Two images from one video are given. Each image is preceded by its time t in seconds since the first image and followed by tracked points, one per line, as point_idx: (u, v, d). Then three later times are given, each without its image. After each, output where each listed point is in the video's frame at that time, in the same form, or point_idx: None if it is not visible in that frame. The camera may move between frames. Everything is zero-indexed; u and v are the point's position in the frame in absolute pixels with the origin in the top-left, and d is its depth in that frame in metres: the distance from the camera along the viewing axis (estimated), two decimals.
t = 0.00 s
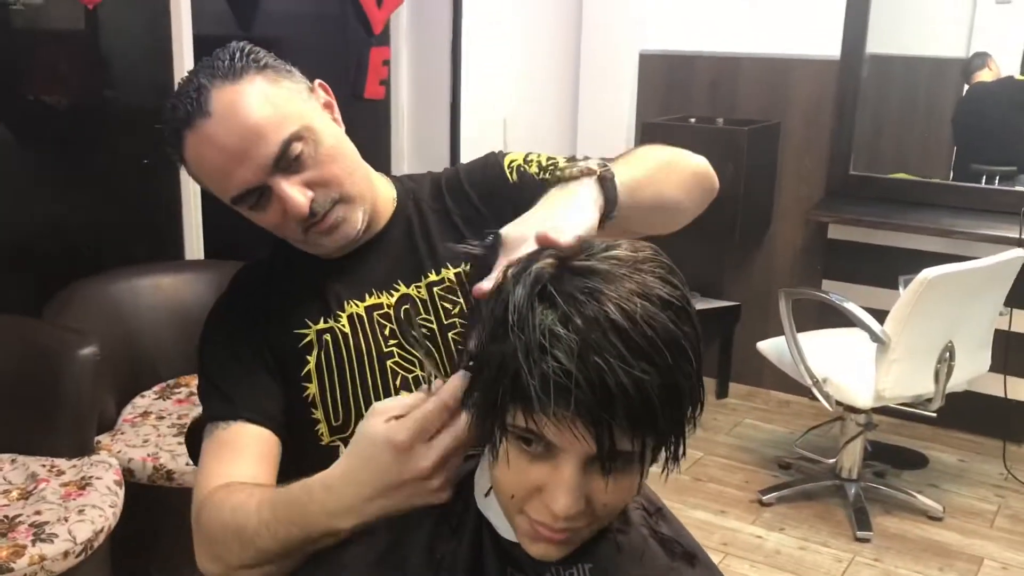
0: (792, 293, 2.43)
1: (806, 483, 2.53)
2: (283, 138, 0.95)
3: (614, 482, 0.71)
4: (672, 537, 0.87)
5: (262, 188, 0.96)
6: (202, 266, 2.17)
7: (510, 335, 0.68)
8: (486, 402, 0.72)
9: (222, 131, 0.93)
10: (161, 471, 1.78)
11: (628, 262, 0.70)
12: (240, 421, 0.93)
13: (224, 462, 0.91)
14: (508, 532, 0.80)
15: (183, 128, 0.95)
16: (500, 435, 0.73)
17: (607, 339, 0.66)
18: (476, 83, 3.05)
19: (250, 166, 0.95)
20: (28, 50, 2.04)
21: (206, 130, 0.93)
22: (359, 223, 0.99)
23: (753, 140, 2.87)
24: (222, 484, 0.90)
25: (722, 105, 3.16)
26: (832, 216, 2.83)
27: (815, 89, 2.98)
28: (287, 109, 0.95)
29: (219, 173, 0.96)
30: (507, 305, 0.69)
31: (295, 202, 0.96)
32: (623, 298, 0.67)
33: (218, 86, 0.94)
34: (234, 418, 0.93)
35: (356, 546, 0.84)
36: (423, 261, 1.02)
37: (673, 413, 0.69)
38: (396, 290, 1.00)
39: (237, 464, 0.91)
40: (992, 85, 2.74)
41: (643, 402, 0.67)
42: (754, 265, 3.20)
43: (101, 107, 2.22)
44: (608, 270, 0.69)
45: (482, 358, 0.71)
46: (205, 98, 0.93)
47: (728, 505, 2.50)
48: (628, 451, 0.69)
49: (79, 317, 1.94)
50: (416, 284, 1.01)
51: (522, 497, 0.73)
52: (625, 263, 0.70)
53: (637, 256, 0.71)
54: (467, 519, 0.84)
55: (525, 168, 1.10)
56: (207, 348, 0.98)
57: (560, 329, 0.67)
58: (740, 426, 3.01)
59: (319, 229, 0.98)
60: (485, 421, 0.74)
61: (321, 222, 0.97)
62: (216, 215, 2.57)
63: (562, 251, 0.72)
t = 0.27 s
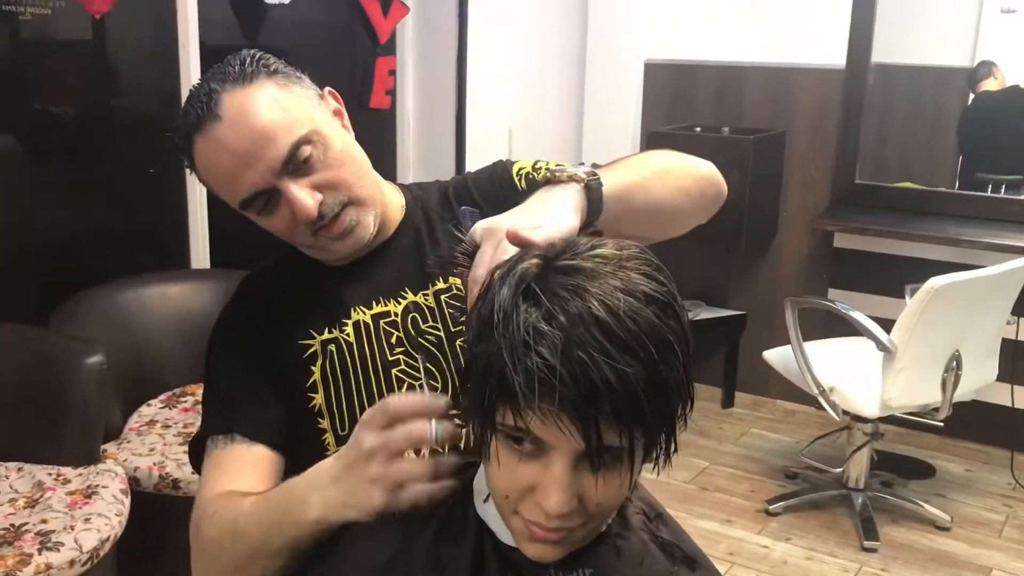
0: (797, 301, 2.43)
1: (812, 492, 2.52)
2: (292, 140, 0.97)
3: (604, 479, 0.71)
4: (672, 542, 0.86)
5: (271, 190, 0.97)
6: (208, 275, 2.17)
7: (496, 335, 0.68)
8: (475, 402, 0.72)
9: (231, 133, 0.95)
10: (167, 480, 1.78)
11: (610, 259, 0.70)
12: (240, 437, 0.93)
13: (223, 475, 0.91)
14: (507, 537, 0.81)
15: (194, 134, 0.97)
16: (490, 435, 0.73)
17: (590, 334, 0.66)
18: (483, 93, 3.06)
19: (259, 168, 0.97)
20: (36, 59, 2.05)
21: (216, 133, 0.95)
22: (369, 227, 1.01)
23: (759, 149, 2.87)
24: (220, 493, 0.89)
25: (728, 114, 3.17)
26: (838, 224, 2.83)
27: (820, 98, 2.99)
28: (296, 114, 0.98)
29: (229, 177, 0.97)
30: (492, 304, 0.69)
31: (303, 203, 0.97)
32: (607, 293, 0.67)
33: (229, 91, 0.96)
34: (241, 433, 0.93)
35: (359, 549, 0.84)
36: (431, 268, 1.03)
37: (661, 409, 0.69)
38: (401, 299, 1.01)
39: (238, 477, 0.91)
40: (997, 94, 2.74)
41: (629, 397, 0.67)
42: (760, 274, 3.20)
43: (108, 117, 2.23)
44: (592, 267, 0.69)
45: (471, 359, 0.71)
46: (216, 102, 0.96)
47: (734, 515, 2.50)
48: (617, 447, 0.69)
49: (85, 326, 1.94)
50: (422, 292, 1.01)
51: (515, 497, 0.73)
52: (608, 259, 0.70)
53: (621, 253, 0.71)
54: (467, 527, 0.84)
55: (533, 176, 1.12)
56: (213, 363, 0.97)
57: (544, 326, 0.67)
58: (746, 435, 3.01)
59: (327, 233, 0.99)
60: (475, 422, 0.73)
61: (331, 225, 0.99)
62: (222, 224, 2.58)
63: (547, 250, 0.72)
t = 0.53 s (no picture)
0: (802, 311, 2.42)
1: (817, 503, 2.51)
2: (301, 149, 0.97)
3: (611, 487, 0.70)
4: (678, 552, 0.86)
5: (279, 198, 0.97)
6: (213, 283, 2.18)
7: (504, 344, 0.68)
8: (482, 410, 0.72)
9: (241, 142, 0.95)
10: (171, 488, 1.78)
11: (618, 268, 0.70)
12: (251, 427, 0.94)
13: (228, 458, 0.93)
14: (512, 546, 0.80)
15: (203, 143, 0.97)
16: (497, 444, 0.73)
17: (598, 343, 0.66)
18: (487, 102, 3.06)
19: (268, 176, 0.96)
20: (42, 67, 2.06)
21: (225, 142, 0.95)
22: (375, 233, 1.02)
23: (764, 159, 2.87)
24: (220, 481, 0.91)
25: (732, 124, 3.17)
26: (843, 234, 2.83)
27: (825, 108, 2.99)
28: (306, 122, 0.98)
29: (238, 184, 0.97)
30: (500, 313, 0.69)
31: (312, 212, 0.97)
32: (615, 302, 0.67)
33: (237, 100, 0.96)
34: (251, 422, 0.94)
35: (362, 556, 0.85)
36: (437, 277, 1.04)
37: (668, 418, 0.69)
38: (408, 306, 1.02)
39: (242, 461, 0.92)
40: (1002, 105, 2.74)
41: (637, 406, 0.67)
42: (765, 284, 3.20)
43: (115, 126, 2.24)
44: (599, 276, 0.69)
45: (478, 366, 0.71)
46: (225, 110, 0.95)
47: (739, 525, 2.49)
48: (624, 456, 0.69)
49: (91, 333, 1.95)
50: (429, 300, 1.02)
51: (521, 505, 0.73)
52: (615, 268, 0.70)
53: (627, 262, 0.71)
54: (472, 536, 0.84)
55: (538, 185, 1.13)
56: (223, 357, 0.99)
57: (552, 334, 0.66)
58: (751, 445, 3.00)
59: (336, 240, 0.99)
60: (482, 430, 0.73)
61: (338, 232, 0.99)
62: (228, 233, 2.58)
63: (554, 260, 0.72)
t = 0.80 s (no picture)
0: (803, 317, 2.42)
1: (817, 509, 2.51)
2: (316, 148, 0.98)
3: (612, 489, 0.70)
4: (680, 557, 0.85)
5: (292, 197, 0.98)
6: (214, 287, 2.18)
7: (505, 345, 0.68)
8: (484, 412, 0.72)
9: (257, 138, 0.96)
10: (171, 492, 1.78)
11: (619, 270, 0.70)
12: (245, 415, 0.96)
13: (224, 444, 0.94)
14: (513, 550, 0.80)
15: (216, 139, 0.98)
16: (498, 445, 0.73)
17: (599, 345, 0.66)
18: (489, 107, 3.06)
19: (282, 174, 0.97)
20: (44, 70, 2.06)
21: (241, 138, 0.96)
22: (385, 234, 1.03)
23: (765, 165, 2.87)
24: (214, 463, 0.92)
25: (733, 130, 3.17)
26: (844, 240, 2.83)
27: (827, 114, 2.99)
28: (321, 122, 0.99)
29: (252, 182, 0.98)
30: (502, 314, 0.69)
31: (325, 210, 0.98)
32: (616, 304, 0.67)
33: (254, 97, 0.97)
34: (247, 411, 0.96)
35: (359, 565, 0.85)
36: (441, 278, 1.06)
37: (669, 420, 0.69)
38: (412, 309, 1.04)
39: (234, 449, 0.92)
40: (1003, 111, 2.74)
41: (638, 409, 0.67)
42: (766, 290, 3.20)
43: (117, 129, 2.24)
44: (600, 278, 0.69)
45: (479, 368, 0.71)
46: (241, 106, 0.96)
47: (739, 531, 2.49)
48: (625, 458, 0.69)
49: (93, 337, 1.95)
50: (433, 303, 1.04)
51: (522, 506, 0.73)
52: (617, 270, 0.70)
53: (629, 265, 0.71)
54: (473, 539, 0.84)
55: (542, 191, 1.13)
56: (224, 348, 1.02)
57: (553, 336, 0.66)
58: (751, 451, 3.00)
59: (347, 239, 1.00)
60: (483, 431, 0.74)
61: (350, 231, 1.00)
62: (230, 236, 2.58)
63: (556, 262, 0.72)
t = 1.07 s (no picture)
0: (801, 315, 2.43)
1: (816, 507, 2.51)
2: (315, 146, 0.98)
3: (608, 493, 0.70)
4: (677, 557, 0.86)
5: (290, 194, 0.98)
6: (212, 286, 2.17)
7: (502, 349, 0.68)
8: (481, 414, 0.72)
9: (256, 134, 0.96)
10: (169, 492, 1.78)
11: (616, 273, 0.70)
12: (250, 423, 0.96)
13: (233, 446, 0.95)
14: (509, 550, 0.80)
15: (215, 132, 0.98)
16: (495, 448, 0.73)
17: (596, 349, 0.66)
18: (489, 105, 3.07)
19: (281, 171, 0.97)
20: (41, 69, 2.06)
21: (240, 133, 0.96)
22: (383, 233, 1.03)
23: (763, 163, 2.87)
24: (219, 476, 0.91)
25: (731, 128, 3.17)
26: (842, 238, 2.83)
27: (825, 111, 2.99)
28: (321, 119, 0.99)
29: (250, 177, 0.98)
30: (499, 318, 0.69)
31: (322, 209, 0.98)
32: (613, 308, 0.67)
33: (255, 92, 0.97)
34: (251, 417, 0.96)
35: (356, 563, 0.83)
36: (438, 276, 1.07)
37: (665, 424, 0.69)
38: (409, 309, 1.05)
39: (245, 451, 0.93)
40: (1001, 109, 2.74)
41: (634, 413, 0.67)
42: (764, 287, 3.20)
43: (114, 128, 2.24)
44: (598, 281, 0.69)
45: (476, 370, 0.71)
46: (241, 101, 0.96)
47: (738, 529, 2.49)
48: (621, 462, 0.69)
49: (90, 336, 1.95)
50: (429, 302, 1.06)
51: (519, 509, 0.73)
52: (614, 273, 0.70)
53: (627, 268, 0.71)
54: (470, 540, 0.84)
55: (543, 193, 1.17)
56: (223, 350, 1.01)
57: (550, 340, 0.66)
58: (749, 448, 3.00)
59: (343, 238, 1.01)
60: (481, 434, 0.73)
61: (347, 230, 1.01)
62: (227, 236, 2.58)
63: (553, 264, 0.72)
